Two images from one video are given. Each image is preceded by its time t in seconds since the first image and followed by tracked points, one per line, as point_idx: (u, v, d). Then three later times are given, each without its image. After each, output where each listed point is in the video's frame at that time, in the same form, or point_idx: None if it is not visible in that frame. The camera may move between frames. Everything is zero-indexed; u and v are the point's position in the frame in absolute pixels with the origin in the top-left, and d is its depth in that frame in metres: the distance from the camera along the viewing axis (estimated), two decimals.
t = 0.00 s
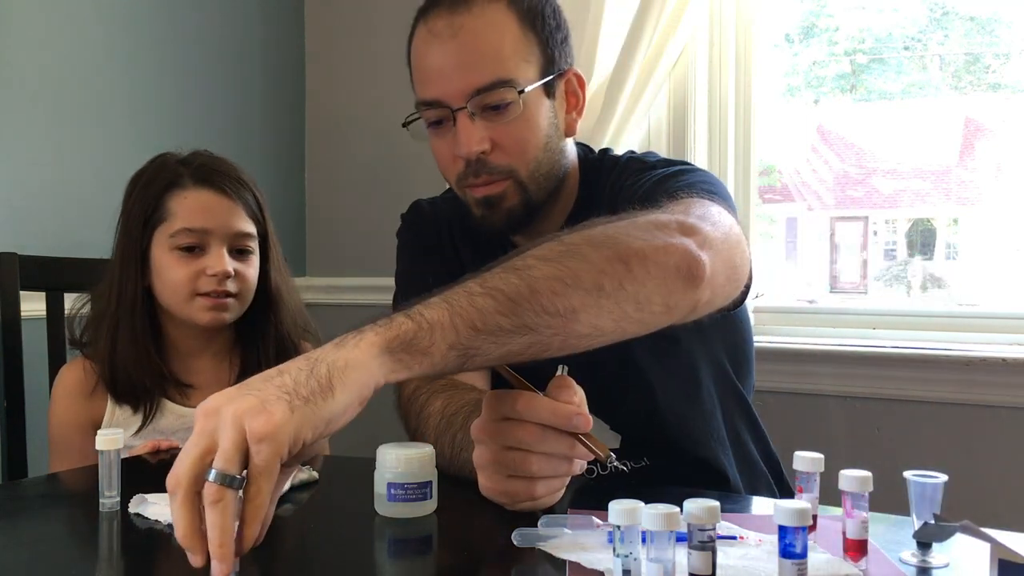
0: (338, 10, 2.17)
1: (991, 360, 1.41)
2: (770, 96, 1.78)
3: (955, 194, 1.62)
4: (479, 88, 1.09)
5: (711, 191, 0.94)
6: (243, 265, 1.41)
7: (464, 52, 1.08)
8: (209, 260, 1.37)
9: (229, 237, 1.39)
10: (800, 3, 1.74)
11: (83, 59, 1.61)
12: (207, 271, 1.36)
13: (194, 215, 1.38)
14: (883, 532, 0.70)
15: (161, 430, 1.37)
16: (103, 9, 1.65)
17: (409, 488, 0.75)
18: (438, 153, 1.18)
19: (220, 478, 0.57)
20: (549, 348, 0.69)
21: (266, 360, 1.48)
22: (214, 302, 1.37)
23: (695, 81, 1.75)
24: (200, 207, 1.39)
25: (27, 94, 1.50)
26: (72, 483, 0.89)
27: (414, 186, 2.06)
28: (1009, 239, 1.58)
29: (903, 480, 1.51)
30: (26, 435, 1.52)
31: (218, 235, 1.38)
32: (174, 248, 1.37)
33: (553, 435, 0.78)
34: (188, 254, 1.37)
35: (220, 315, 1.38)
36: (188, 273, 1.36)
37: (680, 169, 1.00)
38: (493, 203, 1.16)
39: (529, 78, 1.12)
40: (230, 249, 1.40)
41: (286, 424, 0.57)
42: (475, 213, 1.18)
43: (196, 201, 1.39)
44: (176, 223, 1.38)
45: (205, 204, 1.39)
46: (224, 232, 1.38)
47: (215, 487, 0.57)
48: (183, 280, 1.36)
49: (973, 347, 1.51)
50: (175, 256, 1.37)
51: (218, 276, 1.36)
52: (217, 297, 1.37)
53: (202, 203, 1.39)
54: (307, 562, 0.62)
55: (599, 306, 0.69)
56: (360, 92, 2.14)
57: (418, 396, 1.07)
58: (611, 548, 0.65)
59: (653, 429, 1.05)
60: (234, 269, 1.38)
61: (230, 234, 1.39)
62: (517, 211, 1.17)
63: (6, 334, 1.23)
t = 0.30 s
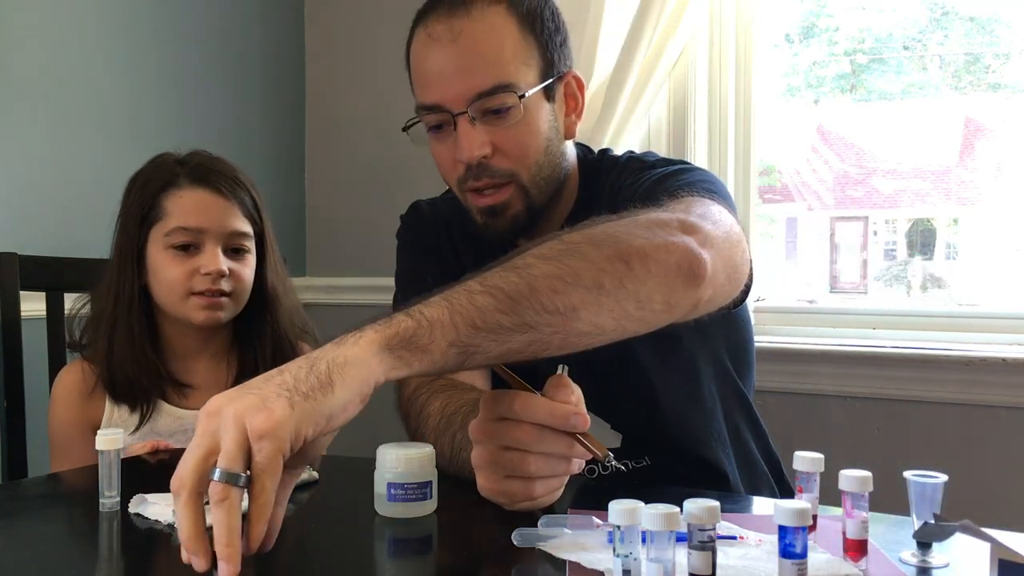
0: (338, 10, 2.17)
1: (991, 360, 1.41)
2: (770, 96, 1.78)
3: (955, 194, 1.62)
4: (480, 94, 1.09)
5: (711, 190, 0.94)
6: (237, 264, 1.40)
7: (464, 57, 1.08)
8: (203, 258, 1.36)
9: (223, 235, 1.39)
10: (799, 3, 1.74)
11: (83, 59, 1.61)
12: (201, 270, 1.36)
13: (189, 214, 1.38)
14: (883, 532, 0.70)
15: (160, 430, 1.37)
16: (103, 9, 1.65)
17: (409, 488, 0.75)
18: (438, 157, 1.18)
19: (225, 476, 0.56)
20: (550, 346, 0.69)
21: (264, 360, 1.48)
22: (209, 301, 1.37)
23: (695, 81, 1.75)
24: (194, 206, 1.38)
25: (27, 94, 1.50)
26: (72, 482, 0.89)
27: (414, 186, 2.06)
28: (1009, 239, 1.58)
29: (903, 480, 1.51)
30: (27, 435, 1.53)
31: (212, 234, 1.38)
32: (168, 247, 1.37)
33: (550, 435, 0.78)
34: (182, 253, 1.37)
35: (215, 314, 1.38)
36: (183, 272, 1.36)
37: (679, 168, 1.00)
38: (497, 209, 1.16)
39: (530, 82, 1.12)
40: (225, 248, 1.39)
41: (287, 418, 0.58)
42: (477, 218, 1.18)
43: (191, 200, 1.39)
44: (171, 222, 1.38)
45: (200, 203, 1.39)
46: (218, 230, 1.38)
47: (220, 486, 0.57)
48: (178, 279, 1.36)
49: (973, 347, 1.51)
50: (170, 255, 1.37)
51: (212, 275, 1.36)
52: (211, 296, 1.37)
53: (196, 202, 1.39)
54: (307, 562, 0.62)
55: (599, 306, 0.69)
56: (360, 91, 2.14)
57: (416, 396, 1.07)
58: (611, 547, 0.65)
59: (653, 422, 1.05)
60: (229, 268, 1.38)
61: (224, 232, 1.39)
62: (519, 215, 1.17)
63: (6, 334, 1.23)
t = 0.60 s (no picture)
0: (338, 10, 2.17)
1: (991, 360, 1.41)
2: (770, 96, 1.78)
3: (955, 194, 1.62)
4: (496, 89, 1.09)
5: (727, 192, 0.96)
6: (232, 262, 1.40)
7: (479, 52, 1.08)
8: (197, 256, 1.36)
9: (217, 233, 1.39)
10: (799, 3, 1.74)
11: (83, 59, 1.61)
12: (195, 268, 1.36)
13: (182, 212, 1.38)
14: (883, 531, 0.70)
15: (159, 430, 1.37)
16: (104, 9, 1.65)
17: (409, 488, 0.75)
18: (450, 154, 1.18)
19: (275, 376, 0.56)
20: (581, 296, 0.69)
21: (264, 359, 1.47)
22: (204, 299, 1.37)
23: (695, 81, 1.75)
24: (187, 205, 1.38)
25: (27, 95, 1.50)
26: (73, 482, 0.89)
27: (414, 185, 2.06)
28: (1009, 239, 1.58)
29: (903, 480, 1.51)
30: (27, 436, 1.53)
31: (206, 232, 1.38)
32: (163, 246, 1.37)
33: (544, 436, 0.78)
34: (177, 251, 1.37)
35: (210, 312, 1.38)
36: (179, 271, 1.36)
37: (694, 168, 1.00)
38: (508, 206, 1.16)
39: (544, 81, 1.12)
40: (220, 246, 1.39)
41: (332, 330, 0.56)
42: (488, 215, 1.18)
43: (184, 198, 1.39)
44: (164, 221, 1.38)
45: (194, 201, 1.39)
46: (212, 229, 1.38)
47: (276, 367, 0.56)
48: (174, 278, 1.36)
49: (973, 347, 1.51)
50: (165, 254, 1.37)
51: (206, 274, 1.36)
52: (206, 295, 1.37)
53: (190, 201, 1.39)
54: (307, 562, 0.62)
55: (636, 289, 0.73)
56: (360, 92, 2.14)
57: (416, 394, 1.07)
58: (611, 547, 0.65)
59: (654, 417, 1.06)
60: (223, 265, 1.38)
61: (218, 230, 1.39)
62: (531, 213, 1.17)
63: (6, 334, 1.23)
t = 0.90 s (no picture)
0: (338, 10, 2.17)
1: (991, 360, 1.41)
2: (770, 96, 1.78)
3: (955, 194, 1.62)
4: (521, 80, 1.12)
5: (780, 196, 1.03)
6: (228, 264, 1.39)
7: (504, 44, 1.11)
8: (193, 258, 1.36)
9: (213, 235, 1.38)
10: (800, 3, 1.74)
11: (83, 58, 1.61)
12: (191, 270, 1.35)
13: (177, 214, 1.38)
14: (882, 531, 0.70)
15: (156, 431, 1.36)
16: (104, 9, 1.66)
17: (410, 488, 0.75)
18: (468, 149, 1.20)
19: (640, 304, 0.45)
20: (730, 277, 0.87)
21: (262, 360, 1.46)
22: (200, 301, 1.37)
23: (695, 81, 1.75)
24: (182, 207, 1.38)
25: (28, 95, 1.50)
26: (73, 482, 0.89)
27: (415, 185, 2.06)
28: (1009, 239, 1.58)
29: (902, 480, 1.50)
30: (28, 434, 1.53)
31: (201, 234, 1.38)
32: (159, 248, 1.38)
33: (539, 440, 0.78)
34: (173, 254, 1.37)
35: (206, 314, 1.37)
36: (174, 273, 1.36)
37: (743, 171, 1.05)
38: (527, 198, 1.16)
39: (565, 74, 1.16)
40: (216, 248, 1.39)
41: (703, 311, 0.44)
42: (506, 209, 1.18)
43: (180, 201, 1.39)
44: (161, 223, 1.38)
45: (190, 203, 1.39)
46: (207, 231, 1.38)
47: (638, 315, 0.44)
48: (169, 280, 1.36)
49: (974, 347, 1.51)
50: (161, 256, 1.37)
51: (202, 276, 1.36)
52: (202, 297, 1.37)
53: (187, 203, 1.39)
54: (307, 562, 0.62)
55: (827, 248, 0.84)
56: (360, 92, 2.14)
57: (417, 394, 1.07)
58: (611, 547, 0.65)
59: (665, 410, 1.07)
60: (219, 268, 1.37)
61: (214, 232, 1.38)
62: (551, 207, 1.18)
63: (6, 334, 1.23)
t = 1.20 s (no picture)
0: (338, 10, 2.17)
1: (992, 360, 1.41)
2: (770, 96, 1.78)
3: (955, 194, 1.62)
4: (556, 76, 1.12)
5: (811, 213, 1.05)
6: (224, 267, 1.39)
7: (540, 39, 1.11)
8: (188, 261, 1.36)
9: (208, 238, 1.38)
10: (799, 3, 1.74)
11: (83, 59, 1.61)
12: (186, 273, 1.35)
13: (174, 216, 1.38)
14: (882, 531, 0.70)
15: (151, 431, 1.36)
16: (105, 8, 1.66)
17: (410, 488, 0.75)
18: (495, 143, 1.19)
19: (758, 441, 0.48)
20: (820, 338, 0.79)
21: (257, 360, 1.46)
22: (196, 304, 1.37)
23: (695, 81, 1.75)
24: (179, 209, 1.39)
25: (28, 95, 1.50)
26: (73, 483, 0.89)
27: (415, 186, 2.07)
28: (1009, 239, 1.58)
29: (902, 480, 1.50)
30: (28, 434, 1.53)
31: (197, 237, 1.38)
32: (155, 250, 1.38)
33: (534, 433, 0.77)
34: (169, 256, 1.37)
35: (201, 317, 1.37)
36: (170, 275, 1.36)
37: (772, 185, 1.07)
38: (555, 194, 1.14)
39: (600, 74, 1.16)
40: (212, 250, 1.39)
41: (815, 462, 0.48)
42: (533, 206, 1.16)
43: (177, 202, 1.39)
44: (157, 225, 1.38)
45: (186, 206, 1.39)
46: (203, 234, 1.38)
47: (756, 454, 0.48)
48: (165, 281, 1.36)
49: (973, 347, 1.51)
50: (156, 258, 1.37)
51: (197, 279, 1.35)
52: (197, 300, 1.37)
53: (183, 205, 1.39)
54: (306, 562, 0.62)
55: (891, 297, 0.79)
56: (360, 92, 2.14)
57: (422, 393, 1.07)
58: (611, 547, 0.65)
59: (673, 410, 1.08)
60: (214, 271, 1.37)
61: (210, 235, 1.38)
62: (579, 205, 1.15)
63: (6, 334, 1.24)
